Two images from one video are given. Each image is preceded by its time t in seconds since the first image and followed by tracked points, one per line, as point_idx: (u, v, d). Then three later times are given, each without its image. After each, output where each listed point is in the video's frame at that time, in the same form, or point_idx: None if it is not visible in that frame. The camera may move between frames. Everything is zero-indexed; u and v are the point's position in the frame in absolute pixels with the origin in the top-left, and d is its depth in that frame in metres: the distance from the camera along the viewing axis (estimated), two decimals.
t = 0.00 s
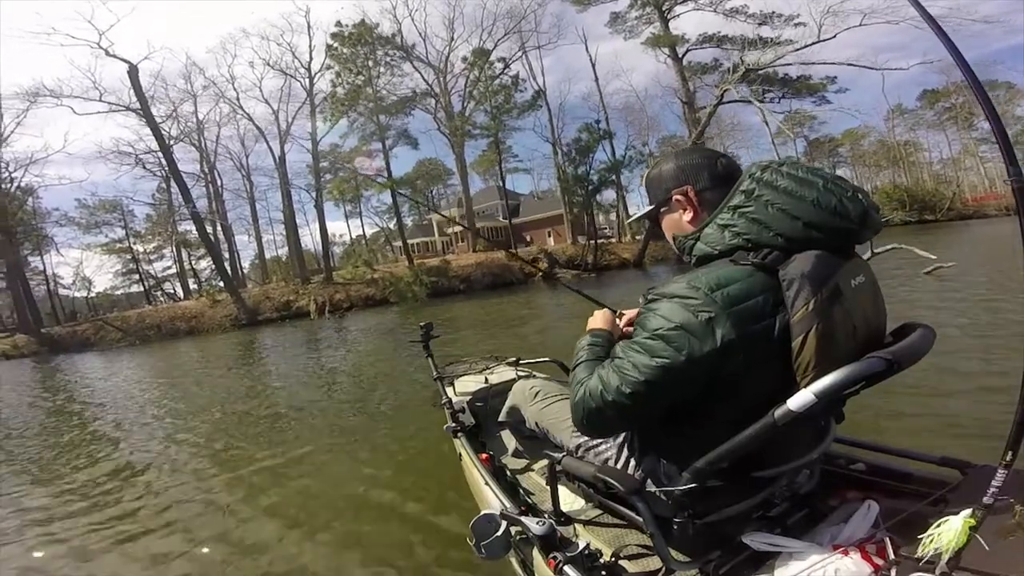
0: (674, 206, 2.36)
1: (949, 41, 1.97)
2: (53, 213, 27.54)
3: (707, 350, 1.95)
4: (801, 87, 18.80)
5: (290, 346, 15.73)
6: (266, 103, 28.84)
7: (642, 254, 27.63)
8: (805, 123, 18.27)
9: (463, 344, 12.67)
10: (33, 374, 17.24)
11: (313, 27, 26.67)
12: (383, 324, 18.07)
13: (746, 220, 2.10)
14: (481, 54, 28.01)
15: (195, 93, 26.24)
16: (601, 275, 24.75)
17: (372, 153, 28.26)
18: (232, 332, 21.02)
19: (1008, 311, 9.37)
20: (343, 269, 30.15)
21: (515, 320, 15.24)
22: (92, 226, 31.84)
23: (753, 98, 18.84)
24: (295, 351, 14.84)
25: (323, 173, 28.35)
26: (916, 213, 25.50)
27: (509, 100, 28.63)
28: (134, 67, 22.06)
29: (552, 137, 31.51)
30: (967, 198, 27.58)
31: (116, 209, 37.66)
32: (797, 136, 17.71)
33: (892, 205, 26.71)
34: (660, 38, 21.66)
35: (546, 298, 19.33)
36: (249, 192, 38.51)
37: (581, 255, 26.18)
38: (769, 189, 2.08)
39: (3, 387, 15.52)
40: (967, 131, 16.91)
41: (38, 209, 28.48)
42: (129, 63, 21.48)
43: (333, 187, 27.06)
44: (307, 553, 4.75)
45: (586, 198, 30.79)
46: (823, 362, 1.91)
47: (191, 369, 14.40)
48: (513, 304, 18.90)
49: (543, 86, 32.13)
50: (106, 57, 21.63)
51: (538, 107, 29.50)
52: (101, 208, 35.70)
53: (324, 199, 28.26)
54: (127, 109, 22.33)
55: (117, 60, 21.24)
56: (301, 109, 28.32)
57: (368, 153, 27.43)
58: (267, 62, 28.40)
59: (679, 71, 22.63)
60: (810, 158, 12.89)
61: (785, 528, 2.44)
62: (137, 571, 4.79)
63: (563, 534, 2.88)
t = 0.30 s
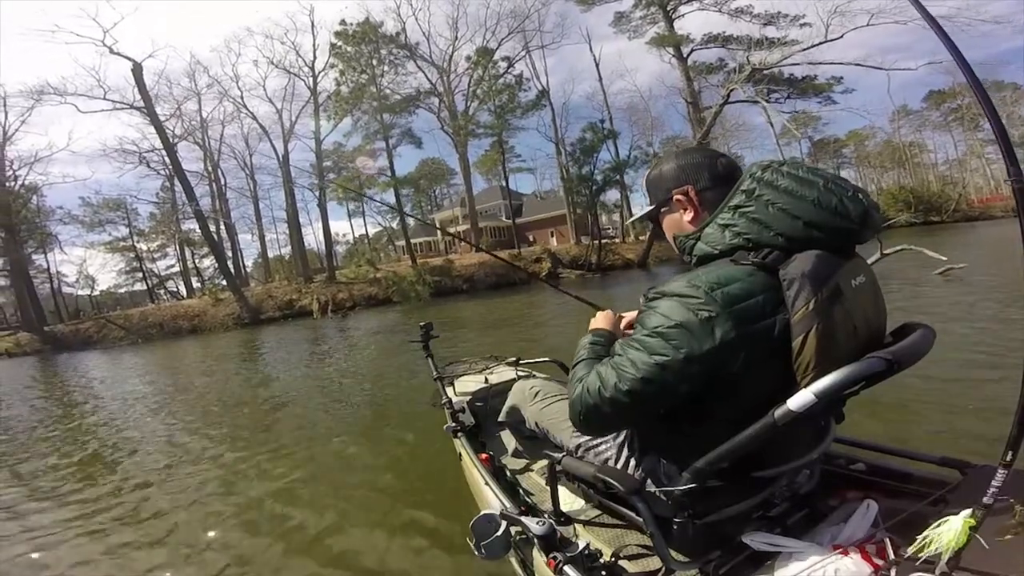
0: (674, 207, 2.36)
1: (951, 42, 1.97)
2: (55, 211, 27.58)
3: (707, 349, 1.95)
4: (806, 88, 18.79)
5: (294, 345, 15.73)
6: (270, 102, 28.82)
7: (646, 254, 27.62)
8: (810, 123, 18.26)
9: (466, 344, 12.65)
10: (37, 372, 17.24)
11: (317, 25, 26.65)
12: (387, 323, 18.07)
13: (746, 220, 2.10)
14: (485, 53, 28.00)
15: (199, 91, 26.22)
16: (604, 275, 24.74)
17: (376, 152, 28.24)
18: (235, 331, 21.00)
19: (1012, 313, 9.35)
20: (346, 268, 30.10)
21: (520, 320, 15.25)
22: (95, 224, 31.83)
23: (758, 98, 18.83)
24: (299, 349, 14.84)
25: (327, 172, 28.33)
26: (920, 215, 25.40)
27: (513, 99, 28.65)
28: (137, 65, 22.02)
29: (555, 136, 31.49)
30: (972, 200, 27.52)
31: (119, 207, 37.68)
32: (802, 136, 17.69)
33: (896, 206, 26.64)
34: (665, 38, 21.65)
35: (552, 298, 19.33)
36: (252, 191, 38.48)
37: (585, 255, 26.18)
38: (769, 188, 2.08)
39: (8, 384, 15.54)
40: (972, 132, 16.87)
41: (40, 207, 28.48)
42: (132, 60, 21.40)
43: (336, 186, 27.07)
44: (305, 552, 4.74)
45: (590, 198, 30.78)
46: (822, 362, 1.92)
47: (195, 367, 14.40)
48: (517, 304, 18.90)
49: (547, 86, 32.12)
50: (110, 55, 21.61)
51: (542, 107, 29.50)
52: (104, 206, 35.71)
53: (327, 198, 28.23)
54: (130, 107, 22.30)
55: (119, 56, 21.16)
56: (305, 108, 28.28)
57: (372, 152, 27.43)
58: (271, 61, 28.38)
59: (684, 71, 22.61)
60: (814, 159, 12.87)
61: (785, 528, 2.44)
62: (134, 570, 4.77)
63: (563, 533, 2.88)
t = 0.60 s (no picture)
0: (674, 207, 2.36)
1: (949, 41, 1.97)
2: (60, 211, 27.69)
3: (707, 351, 1.95)
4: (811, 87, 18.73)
5: (298, 345, 15.75)
6: (274, 102, 28.86)
7: (650, 254, 27.59)
8: (814, 123, 18.21)
9: (469, 344, 12.63)
10: (42, 371, 17.29)
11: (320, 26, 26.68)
12: (391, 323, 18.09)
13: (746, 220, 2.10)
14: (488, 52, 28.00)
15: (202, 91, 26.28)
16: (608, 275, 24.72)
17: (379, 152, 28.26)
18: (239, 331, 21.03)
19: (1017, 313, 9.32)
20: (350, 268, 30.13)
21: (523, 320, 15.25)
22: (99, 224, 31.91)
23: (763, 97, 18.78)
24: (302, 349, 14.86)
25: (330, 172, 28.35)
26: (926, 215, 25.30)
27: (516, 99, 28.65)
28: (141, 65, 22.04)
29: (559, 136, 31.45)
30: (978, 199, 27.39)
31: (123, 207, 37.77)
32: (807, 135, 17.63)
33: (902, 206, 26.54)
34: (669, 37, 21.61)
35: (556, 297, 19.32)
36: (255, 191, 38.52)
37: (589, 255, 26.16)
38: (769, 188, 2.07)
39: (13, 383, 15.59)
40: (976, 131, 16.82)
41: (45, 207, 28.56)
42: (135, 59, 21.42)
43: (340, 185, 27.10)
44: (306, 552, 4.74)
45: (594, 198, 30.74)
46: (823, 362, 1.91)
47: (199, 367, 14.43)
48: (521, 304, 18.89)
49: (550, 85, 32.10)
50: (113, 54, 21.64)
51: (545, 106, 29.49)
52: (108, 206, 35.79)
53: (331, 198, 28.25)
54: (134, 106, 22.32)
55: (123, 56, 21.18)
56: (309, 108, 28.31)
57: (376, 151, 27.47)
58: (275, 61, 28.39)
59: (688, 70, 22.56)
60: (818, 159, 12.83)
61: (785, 528, 2.45)
62: (135, 570, 4.77)
63: (563, 534, 2.88)
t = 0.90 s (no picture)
0: (677, 204, 2.35)
1: (949, 39, 1.96)
2: (64, 211, 27.79)
3: (709, 352, 1.94)
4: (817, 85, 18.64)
5: (301, 344, 15.77)
6: (277, 101, 28.91)
7: (654, 253, 27.54)
8: (818, 121, 18.14)
9: (472, 343, 12.63)
10: (46, 371, 17.33)
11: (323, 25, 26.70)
12: (394, 323, 18.09)
13: (746, 220, 2.10)
14: (490, 51, 27.99)
15: (205, 91, 26.32)
16: (611, 274, 24.71)
17: (382, 151, 28.30)
18: (242, 331, 21.06)
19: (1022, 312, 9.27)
20: (353, 268, 30.14)
21: (526, 319, 15.23)
22: (102, 224, 31.97)
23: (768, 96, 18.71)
24: (305, 349, 14.87)
25: (333, 172, 28.36)
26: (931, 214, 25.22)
27: (519, 97, 28.64)
28: (143, 64, 22.09)
29: (562, 135, 31.41)
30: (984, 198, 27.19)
31: (127, 208, 37.87)
32: (812, 133, 17.56)
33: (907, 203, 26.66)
34: (673, 35, 21.56)
35: (559, 297, 19.29)
36: (258, 191, 38.59)
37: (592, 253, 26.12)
38: (770, 187, 2.07)
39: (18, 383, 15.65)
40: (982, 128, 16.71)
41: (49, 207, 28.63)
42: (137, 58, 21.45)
43: (343, 184, 27.13)
44: (308, 553, 4.74)
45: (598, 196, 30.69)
46: (823, 362, 1.91)
47: (202, 367, 14.45)
48: (524, 303, 18.88)
49: (554, 84, 32.06)
50: (115, 54, 21.67)
51: (548, 105, 29.45)
52: (112, 206, 35.87)
53: (334, 197, 28.27)
54: (136, 106, 22.36)
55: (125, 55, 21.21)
56: (312, 107, 28.35)
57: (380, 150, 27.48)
58: (278, 60, 28.43)
59: (691, 68, 22.49)
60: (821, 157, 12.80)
61: (785, 528, 2.44)
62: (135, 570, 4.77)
63: (563, 533, 2.88)
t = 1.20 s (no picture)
0: (682, 199, 2.35)
1: (950, 39, 1.95)
2: (66, 212, 27.82)
3: (712, 351, 1.95)
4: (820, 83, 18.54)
5: (305, 344, 15.77)
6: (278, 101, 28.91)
7: (658, 252, 27.53)
8: (821, 119, 18.10)
9: (475, 342, 12.62)
10: (50, 372, 17.33)
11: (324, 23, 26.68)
12: (398, 322, 18.07)
13: (745, 220, 2.10)
14: (492, 49, 27.99)
15: (207, 90, 26.30)
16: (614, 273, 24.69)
17: (384, 150, 28.27)
18: (245, 331, 21.05)
19: None
20: (356, 267, 30.10)
21: (531, 318, 15.22)
22: (105, 225, 31.99)
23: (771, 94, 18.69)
24: (309, 349, 14.87)
25: (335, 171, 28.34)
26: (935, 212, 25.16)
27: (521, 96, 28.63)
28: (143, 64, 22.06)
29: (564, 134, 31.40)
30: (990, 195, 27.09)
31: (130, 209, 37.89)
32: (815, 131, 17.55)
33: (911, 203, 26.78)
34: (675, 33, 21.55)
35: (563, 296, 19.27)
36: (261, 191, 38.59)
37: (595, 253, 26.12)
38: (769, 188, 2.07)
39: (22, 383, 15.66)
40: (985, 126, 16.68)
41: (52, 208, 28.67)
42: (137, 57, 21.43)
43: (345, 183, 27.12)
44: (308, 553, 4.74)
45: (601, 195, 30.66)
46: (822, 362, 1.91)
47: (206, 367, 14.46)
48: (527, 302, 18.86)
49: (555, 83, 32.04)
50: (115, 53, 21.65)
51: (550, 104, 29.45)
52: (114, 207, 35.89)
53: (336, 197, 28.27)
54: (137, 105, 22.35)
55: (124, 54, 21.20)
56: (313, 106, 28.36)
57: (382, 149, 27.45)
58: (279, 59, 28.44)
59: (694, 67, 22.48)
60: (824, 155, 12.77)
61: (785, 528, 2.44)
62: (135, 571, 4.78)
63: (563, 533, 2.89)
